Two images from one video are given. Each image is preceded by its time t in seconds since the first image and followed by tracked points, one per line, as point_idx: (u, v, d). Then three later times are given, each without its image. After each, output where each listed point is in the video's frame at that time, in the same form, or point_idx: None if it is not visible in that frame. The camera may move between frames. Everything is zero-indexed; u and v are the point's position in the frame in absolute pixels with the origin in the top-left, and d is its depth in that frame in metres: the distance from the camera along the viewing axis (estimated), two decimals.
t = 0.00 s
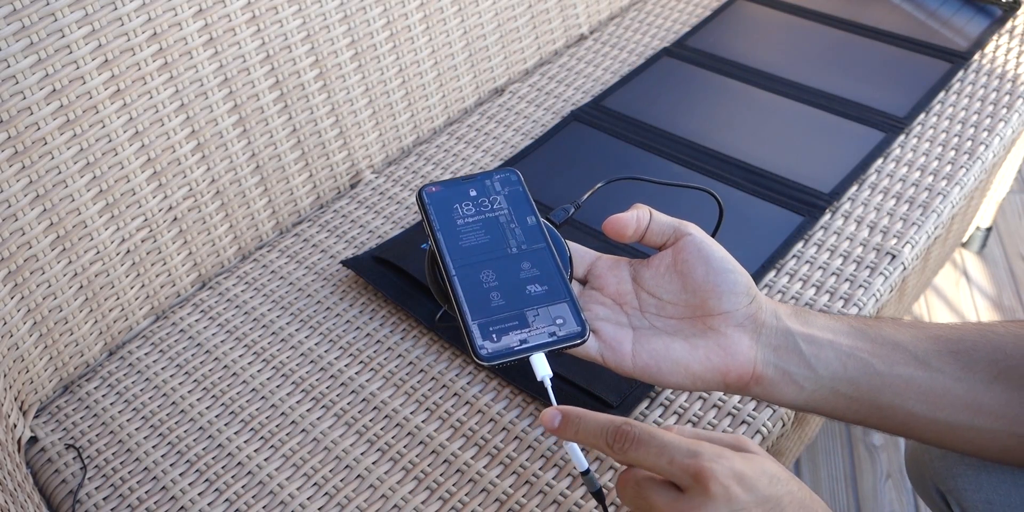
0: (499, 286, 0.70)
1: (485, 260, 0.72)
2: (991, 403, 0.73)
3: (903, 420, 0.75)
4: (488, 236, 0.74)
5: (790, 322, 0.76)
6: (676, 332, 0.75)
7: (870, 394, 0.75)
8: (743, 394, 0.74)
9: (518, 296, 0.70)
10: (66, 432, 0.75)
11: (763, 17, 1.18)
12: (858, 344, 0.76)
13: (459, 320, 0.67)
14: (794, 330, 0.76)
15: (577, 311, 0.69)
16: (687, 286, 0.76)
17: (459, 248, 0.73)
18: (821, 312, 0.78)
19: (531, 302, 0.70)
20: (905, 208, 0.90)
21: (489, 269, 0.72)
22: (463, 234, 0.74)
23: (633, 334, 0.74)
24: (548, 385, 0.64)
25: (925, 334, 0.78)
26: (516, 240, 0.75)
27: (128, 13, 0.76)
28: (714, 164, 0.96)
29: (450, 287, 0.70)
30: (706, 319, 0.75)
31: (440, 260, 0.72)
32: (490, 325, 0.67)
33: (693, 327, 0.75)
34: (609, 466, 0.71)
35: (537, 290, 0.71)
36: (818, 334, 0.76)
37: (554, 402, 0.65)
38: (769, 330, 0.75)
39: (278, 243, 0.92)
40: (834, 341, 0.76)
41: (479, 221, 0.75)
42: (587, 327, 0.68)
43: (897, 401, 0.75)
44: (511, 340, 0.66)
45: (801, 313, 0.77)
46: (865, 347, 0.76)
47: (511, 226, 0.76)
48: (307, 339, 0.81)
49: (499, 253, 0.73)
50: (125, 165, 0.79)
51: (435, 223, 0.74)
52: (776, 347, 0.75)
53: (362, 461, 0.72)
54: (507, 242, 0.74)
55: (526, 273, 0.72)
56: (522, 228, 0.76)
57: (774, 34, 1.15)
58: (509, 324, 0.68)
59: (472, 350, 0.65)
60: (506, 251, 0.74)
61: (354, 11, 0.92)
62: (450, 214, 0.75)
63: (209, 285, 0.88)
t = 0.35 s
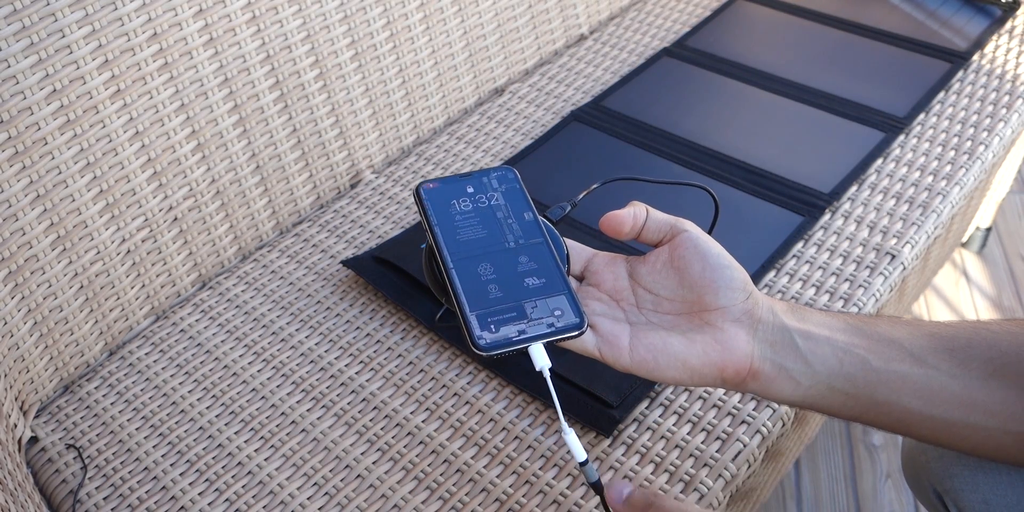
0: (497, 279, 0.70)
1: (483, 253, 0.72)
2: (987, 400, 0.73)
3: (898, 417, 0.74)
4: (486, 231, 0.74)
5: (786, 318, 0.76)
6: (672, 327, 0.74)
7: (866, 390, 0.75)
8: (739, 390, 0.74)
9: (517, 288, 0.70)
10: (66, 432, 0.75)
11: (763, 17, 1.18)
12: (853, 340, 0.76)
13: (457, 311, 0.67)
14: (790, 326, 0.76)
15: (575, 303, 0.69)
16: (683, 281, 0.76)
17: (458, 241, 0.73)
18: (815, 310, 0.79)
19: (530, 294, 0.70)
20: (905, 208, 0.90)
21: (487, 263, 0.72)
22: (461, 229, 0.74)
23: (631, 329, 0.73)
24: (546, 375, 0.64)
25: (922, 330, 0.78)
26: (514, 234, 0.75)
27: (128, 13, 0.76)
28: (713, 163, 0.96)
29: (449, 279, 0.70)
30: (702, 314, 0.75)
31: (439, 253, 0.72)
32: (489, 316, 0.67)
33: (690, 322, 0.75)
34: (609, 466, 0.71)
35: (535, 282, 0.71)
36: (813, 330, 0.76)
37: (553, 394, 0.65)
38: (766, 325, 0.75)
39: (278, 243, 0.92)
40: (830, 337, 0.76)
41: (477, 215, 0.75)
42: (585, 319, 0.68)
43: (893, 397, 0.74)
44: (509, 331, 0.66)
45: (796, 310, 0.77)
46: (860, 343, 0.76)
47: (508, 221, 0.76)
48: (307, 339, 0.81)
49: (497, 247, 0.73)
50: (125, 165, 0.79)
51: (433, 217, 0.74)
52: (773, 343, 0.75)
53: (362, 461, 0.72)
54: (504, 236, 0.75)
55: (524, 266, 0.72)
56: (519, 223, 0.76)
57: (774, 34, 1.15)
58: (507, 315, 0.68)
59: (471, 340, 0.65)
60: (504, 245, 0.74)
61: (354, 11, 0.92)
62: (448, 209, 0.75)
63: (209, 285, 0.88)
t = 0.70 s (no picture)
0: (499, 283, 0.70)
1: (484, 257, 0.72)
2: (989, 399, 0.73)
3: (901, 415, 0.74)
4: (487, 234, 0.74)
5: (789, 317, 0.76)
6: (676, 327, 0.75)
7: (869, 389, 0.75)
8: (743, 389, 0.73)
9: (518, 293, 0.70)
10: (66, 432, 0.75)
11: (763, 17, 1.18)
12: (856, 339, 0.77)
13: (459, 317, 0.67)
14: (793, 324, 0.76)
15: (576, 307, 0.69)
16: (686, 281, 0.76)
17: (459, 245, 0.73)
18: (818, 309, 0.79)
19: (531, 299, 0.70)
20: (905, 208, 0.90)
21: (489, 267, 0.72)
22: (462, 232, 0.74)
23: (633, 329, 0.73)
24: (548, 382, 0.64)
25: (924, 330, 0.79)
26: (515, 237, 0.75)
27: (128, 13, 0.76)
28: (714, 164, 0.96)
29: (450, 284, 0.70)
30: (705, 314, 0.75)
31: (440, 258, 0.72)
32: (490, 321, 0.67)
33: (693, 322, 0.75)
34: (610, 466, 0.71)
35: (536, 286, 0.71)
36: (816, 329, 0.76)
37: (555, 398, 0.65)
38: (769, 324, 0.75)
39: (278, 243, 0.92)
40: (833, 336, 0.76)
41: (478, 218, 0.75)
42: (587, 323, 0.68)
43: (896, 396, 0.75)
44: (511, 337, 0.66)
45: (799, 309, 0.78)
46: (863, 342, 0.77)
47: (510, 224, 0.76)
48: (307, 339, 0.81)
49: (498, 250, 0.73)
50: (125, 165, 0.79)
51: (434, 221, 0.74)
52: (776, 342, 0.75)
53: (362, 461, 0.72)
54: (506, 239, 0.75)
55: (526, 270, 0.72)
56: (521, 225, 0.76)
57: (774, 34, 1.15)
58: (509, 320, 0.68)
59: (473, 346, 0.65)
60: (505, 249, 0.74)
61: (354, 11, 0.92)
62: (450, 212, 0.75)
63: (209, 285, 0.88)
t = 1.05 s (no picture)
0: (502, 279, 0.70)
1: (487, 254, 0.72)
2: (992, 398, 0.73)
3: (904, 414, 0.74)
4: (490, 231, 0.74)
5: (792, 315, 0.76)
6: (678, 325, 0.75)
7: (872, 387, 0.75)
8: (745, 387, 0.73)
9: (521, 288, 0.70)
10: (66, 432, 0.75)
11: (763, 17, 1.18)
12: (859, 337, 0.77)
13: (462, 312, 0.67)
14: (795, 323, 0.76)
15: (579, 302, 0.69)
16: (689, 279, 0.76)
17: (462, 242, 0.73)
18: (820, 307, 0.79)
19: (534, 294, 0.70)
20: (905, 208, 0.90)
21: (491, 263, 0.72)
22: (465, 229, 0.74)
23: (637, 327, 0.73)
24: (551, 377, 0.63)
25: (927, 329, 0.79)
26: (518, 234, 0.75)
27: (128, 12, 0.76)
28: (714, 164, 0.96)
29: (453, 280, 0.70)
30: (708, 312, 0.75)
31: (443, 254, 0.72)
32: (494, 316, 0.67)
33: (695, 320, 0.75)
34: (610, 466, 0.71)
35: (539, 282, 0.71)
36: (819, 328, 0.76)
37: (557, 395, 0.65)
38: (771, 323, 0.75)
39: (278, 243, 0.92)
40: (835, 334, 0.76)
41: (481, 215, 0.75)
42: (590, 318, 0.68)
43: (899, 395, 0.75)
44: (515, 332, 0.66)
45: (802, 307, 0.78)
46: (866, 340, 0.77)
47: (512, 221, 0.76)
48: (307, 339, 0.81)
49: (501, 247, 0.73)
50: (125, 165, 0.79)
51: (437, 217, 0.74)
52: (779, 340, 0.75)
53: (362, 461, 0.72)
54: (508, 236, 0.75)
55: (529, 266, 0.72)
56: (523, 223, 0.76)
57: (774, 34, 1.15)
58: (512, 316, 0.68)
59: (477, 342, 0.65)
60: (508, 245, 0.74)
61: (354, 11, 0.92)
62: (452, 209, 0.75)
63: (209, 285, 0.88)
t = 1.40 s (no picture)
0: (504, 275, 0.70)
1: (489, 250, 0.72)
2: (992, 396, 0.73)
3: (905, 412, 0.74)
4: (491, 228, 0.74)
5: (793, 313, 0.76)
6: (679, 323, 0.75)
7: (872, 385, 0.75)
8: (746, 385, 0.74)
9: (524, 284, 0.70)
10: (66, 432, 0.75)
11: (763, 17, 1.18)
12: (860, 335, 0.77)
13: (464, 308, 0.67)
14: (796, 321, 0.76)
15: (582, 298, 0.69)
16: (690, 278, 0.76)
17: (464, 238, 0.73)
18: (821, 306, 0.79)
19: (537, 290, 0.70)
20: (905, 208, 0.90)
21: (493, 259, 0.72)
22: (467, 226, 0.74)
23: (638, 325, 0.73)
24: (555, 369, 0.63)
25: (927, 327, 0.79)
26: (519, 231, 0.75)
27: (128, 13, 0.76)
28: (714, 163, 0.96)
29: (456, 276, 0.70)
30: (709, 310, 0.75)
31: (445, 251, 0.72)
32: (496, 312, 0.67)
33: (696, 318, 0.75)
34: (610, 466, 0.71)
35: (542, 278, 0.71)
36: (820, 326, 0.77)
37: (562, 388, 0.64)
38: (772, 321, 0.75)
39: (278, 243, 0.92)
40: (836, 332, 0.77)
41: (482, 213, 0.75)
42: (593, 313, 0.68)
43: (899, 393, 0.75)
44: (517, 326, 0.66)
45: (803, 306, 0.78)
46: (867, 339, 0.77)
47: (514, 218, 0.76)
48: (307, 339, 0.81)
49: (503, 244, 0.73)
50: (125, 165, 0.79)
51: (438, 215, 0.74)
52: (780, 338, 0.75)
53: (362, 461, 0.72)
54: (510, 233, 0.75)
55: (530, 263, 0.72)
56: (525, 220, 0.76)
57: (774, 34, 1.15)
58: (514, 311, 0.68)
59: (480, 336, 0.65)
60: (510, 243, 0.74)
61: (354, 11, 0.92)
62: (453, 206, 0.75)
63: (209, 285, 0.88)
